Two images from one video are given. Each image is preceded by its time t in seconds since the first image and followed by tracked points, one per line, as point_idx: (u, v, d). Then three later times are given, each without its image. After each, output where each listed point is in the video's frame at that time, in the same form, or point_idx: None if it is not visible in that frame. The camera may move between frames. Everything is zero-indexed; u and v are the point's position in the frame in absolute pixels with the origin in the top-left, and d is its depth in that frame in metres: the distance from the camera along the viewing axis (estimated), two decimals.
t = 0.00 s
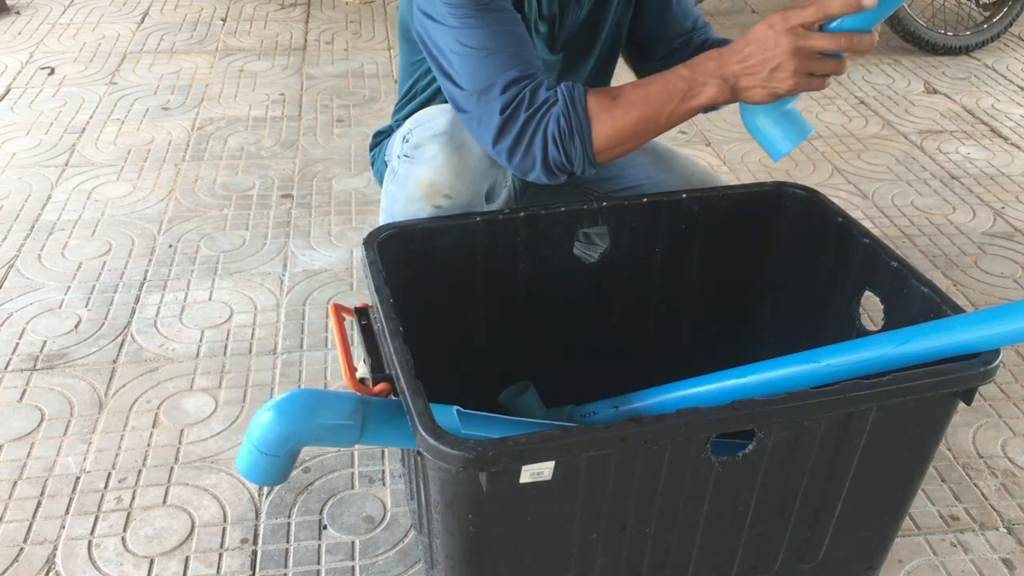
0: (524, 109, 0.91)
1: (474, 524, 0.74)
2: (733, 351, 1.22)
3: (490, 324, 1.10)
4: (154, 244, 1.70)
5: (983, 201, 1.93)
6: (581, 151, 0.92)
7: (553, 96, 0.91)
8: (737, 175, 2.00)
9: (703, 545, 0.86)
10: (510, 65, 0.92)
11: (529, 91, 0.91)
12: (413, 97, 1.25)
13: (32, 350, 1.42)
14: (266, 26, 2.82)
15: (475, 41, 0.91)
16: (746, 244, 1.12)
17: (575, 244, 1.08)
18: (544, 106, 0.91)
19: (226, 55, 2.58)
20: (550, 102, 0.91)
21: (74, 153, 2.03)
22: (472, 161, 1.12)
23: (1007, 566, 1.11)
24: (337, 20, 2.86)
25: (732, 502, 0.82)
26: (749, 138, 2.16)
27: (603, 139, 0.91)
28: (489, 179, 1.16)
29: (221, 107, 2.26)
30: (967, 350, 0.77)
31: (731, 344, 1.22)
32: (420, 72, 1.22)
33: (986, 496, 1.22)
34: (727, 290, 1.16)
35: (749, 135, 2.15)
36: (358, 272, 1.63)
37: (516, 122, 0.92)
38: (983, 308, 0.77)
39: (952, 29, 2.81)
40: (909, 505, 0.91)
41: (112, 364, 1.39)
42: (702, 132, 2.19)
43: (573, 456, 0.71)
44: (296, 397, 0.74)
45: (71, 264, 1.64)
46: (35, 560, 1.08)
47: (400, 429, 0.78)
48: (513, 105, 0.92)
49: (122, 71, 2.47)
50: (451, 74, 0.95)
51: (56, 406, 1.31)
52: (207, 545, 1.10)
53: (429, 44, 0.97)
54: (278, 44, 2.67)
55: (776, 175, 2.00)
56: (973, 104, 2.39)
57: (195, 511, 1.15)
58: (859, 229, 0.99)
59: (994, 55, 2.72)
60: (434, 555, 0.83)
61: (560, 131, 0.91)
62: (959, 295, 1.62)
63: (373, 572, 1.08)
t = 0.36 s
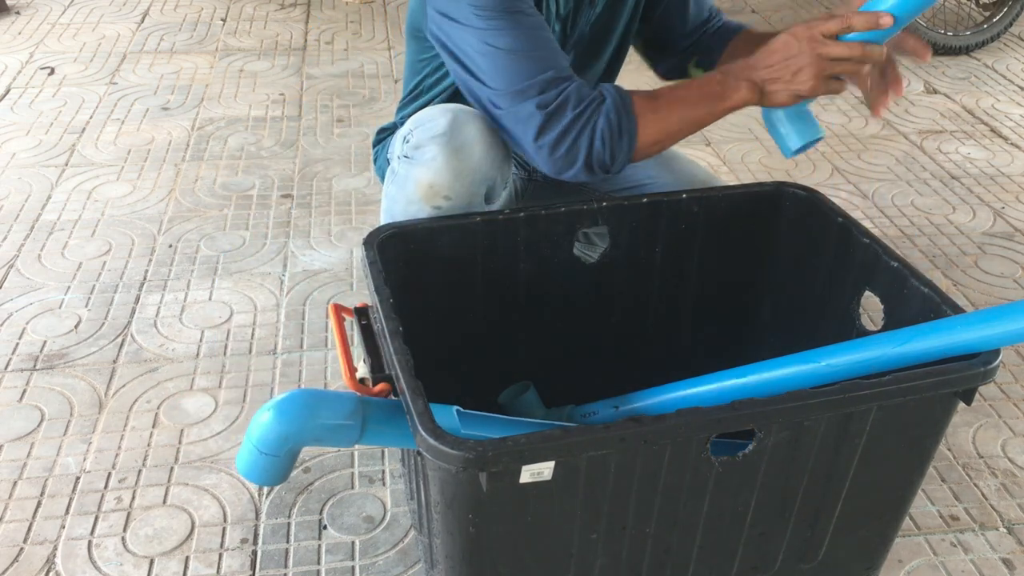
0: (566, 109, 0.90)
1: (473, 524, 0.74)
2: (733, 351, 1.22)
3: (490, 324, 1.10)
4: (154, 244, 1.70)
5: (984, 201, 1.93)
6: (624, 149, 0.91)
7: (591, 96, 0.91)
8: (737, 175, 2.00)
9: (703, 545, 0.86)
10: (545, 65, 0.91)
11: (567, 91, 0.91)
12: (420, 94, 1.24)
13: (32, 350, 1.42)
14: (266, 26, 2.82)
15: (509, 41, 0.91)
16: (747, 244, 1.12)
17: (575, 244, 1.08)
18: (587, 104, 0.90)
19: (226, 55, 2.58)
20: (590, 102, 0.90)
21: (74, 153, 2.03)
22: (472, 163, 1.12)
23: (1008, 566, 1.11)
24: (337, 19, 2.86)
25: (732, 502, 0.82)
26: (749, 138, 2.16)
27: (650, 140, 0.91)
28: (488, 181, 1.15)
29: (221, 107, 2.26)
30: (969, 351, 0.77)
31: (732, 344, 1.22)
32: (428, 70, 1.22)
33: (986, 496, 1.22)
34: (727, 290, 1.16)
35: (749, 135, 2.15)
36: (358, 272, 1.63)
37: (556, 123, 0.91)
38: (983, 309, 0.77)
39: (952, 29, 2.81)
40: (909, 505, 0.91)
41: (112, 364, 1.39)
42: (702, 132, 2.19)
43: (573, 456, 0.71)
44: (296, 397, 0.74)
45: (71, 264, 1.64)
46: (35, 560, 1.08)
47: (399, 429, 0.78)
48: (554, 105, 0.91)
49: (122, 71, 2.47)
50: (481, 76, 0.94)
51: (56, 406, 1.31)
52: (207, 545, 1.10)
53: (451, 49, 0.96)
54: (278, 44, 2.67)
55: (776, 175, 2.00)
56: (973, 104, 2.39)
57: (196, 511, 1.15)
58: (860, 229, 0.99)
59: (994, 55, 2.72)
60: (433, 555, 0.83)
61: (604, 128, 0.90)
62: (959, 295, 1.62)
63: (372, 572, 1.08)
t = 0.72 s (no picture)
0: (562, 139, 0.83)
1: (474, 524, 0.74)
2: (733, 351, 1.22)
3: (489, 324, 1.10)
4: (154, 244, 1.70)
5: (984, 201, 1.93)
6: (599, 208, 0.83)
7: (593, 138, 0.84)
8: (736, 175, 2.00)
9: (703, 545, 0.86)
10: (555, 89, 0.85)
11: (571, 124, 0.84)
12: (421, 91, 1.24)
13: (32, 350, 1.42)
14: (266, 26, 2.82)
15: (523, 53, 0.85)
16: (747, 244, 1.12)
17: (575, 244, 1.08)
18: (582, 146, 0.83)
19: (226, 55, 2.58)
20: (589, 145, 0.83)
21: (74, 153, 2.03)
22: (468, 163, 1.12)
23: (1008, 566, 1.11)
24: (337, 19, 2.86)
25: (732, 502, 0.82)
26: (749, 138, 2.16)
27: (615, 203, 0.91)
28: (485, 182, 1.15)
29: (221, 107, 2.26)
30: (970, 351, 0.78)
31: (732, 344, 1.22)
32: (430, 68, 1.22)
33: (986, 496, 1.22)
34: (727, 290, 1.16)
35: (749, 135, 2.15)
36: (358, 272, 1.63)
37: (547, 152, 0.84)
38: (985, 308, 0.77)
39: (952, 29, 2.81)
40: (909, 505, 0.91)
41: (112, 364, 1.39)
42: (702, 132, 2.19)
43: (573, 456, 0.71)
44: (295, 398, 0.74)
45: (71, 264, 1.64)
46: (35, 560, 1.08)
47: (399, 429, 0.78)
48: (551, 131, 0.84)
49: (122, 71, 2.47)
50: (486, 83, 0.88)
51: (56, 406, 1.31)
52: (207, 545, 1.10)
53: (460, 53, 0.90)
54: (278, 44, 2.67)
55: (776, 175, 2.00)
56: (973, 104, 2.39)
57: (195, 511, 1.15)
58: (861, 230, 0.99)
59: (994, 55, 2.72)
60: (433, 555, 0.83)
61: (586, 182, 0.82)
62: (959, 294, 1.62)
63: (372, 572, 1.08)
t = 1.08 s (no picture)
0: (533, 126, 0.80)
1: (474, 525, 0.74)
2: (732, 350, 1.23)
3: (488, 324, 1.09)
4: (154, 244, 1.70)
5: (984, 201, 1.93)
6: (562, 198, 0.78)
7: (564, 134, 0.80)
8: (737, 175, 2.00)
9: (703, 545, 0.86)
10: (537, 83, 0.81)
11: (543, 117, 0.80)
12: (425, 88, 1.25)
13: (32, 350, 1.42)
14: (266, 26, 2.82)
15: (511, 41, 0.81)
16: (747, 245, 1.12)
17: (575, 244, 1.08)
18: (552, 137, 0.79)
19: (226, 55, 2.58)
20: (556, 135, 0.79)
21: (74, 153, 2.03)
22: (464, 166, 1.13)
23: (1007, 566, 1.11)
24: (337, 19, 2.86)
25: (732, 502, 0.82)
26: (749, 138, 2.16)
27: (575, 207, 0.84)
28: (481, 184, 1.16)
29: (221, 107, 2.26)
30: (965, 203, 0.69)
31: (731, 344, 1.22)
32: (435, 64, 1.22)
33: (986, 496, 1.22)
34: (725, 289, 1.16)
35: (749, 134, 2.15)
36: (358, 272, 1.63)
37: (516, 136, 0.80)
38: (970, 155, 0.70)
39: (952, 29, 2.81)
40: (909, 505, 0.91)
41: (112, 364, 1.39)
42: (702, 132, 2.19)
43: (573, 456, 0.71)
44: (293, 398, 0.74)
45: (71, 264, 1.64)
46: (35, 560, 1.08)
47: (399, 429, 0.78)
48: (521, 119, 0.80)
49: (122, 71, 2.47)
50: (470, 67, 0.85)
51: (56, 406, 1.31)
52: (207, 545, 1.10)
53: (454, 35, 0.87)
54: (278, 44, 2.67)
55: (776, 175, 2.00)
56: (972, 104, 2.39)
57: (195, 511, 1.15)
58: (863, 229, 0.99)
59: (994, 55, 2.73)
60: (433, 554, 0.83)
61: (548, 169, 0.78)
62: (959, 294, 1.62)
63: (373, 572, 1.08)
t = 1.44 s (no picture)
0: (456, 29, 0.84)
1: (475, 524, 0.74)
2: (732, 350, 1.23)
3: (487, 324, 1.09)
4: (154, 244, 1.70)
5: (984, 200, 1.93)
6: (469, 92, 0.81)
7: (476, 33, 0.83)
8: (737, 175, 2.00)
9: (703, 544, 0.86)
10: (481, 5, 0.86)
11: (466, 23, 0.84)
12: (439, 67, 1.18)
13: (32, 350, 1.42)
14: (266, 26, 2.82)
15: None
16: (747, 244, 1.12)
17: (575, 244, 1.08)
18: (472, 38, 0.82)
19: (226, 55, 2.58)
20: (468, 34, 0.83)
21: (74, 153, 2.03)
22: (458, 170, 1.12)
23: (1008, 565, 1.11)
24: (337, 19, 2.86)
25: (732, 502, 0.82)
26: (749, 138, 2.16)
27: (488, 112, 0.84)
28: (477, 185, 1.15)
29: (221, 107, 2.26)
30: None
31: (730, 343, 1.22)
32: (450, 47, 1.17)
33: (986, 496, 1.22)
34: (724, 289, 1.16)
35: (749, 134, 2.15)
36: (358, 273, 1.63)
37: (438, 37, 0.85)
38: None
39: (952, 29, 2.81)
40: (909, 505, 0.91)
41: (112, 364, 1.39)
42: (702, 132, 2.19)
43: (573, 456, 0.71)
44: (292, 399, 0.74)
45: (71, 264, 1.64)
46: (35, 560, 1.08)
47: (399, 429, 0.78)
48: (448, 22, 0.85)
49: (122, 71, 2.47)
50: None
51: (56, 406, 1.31)
52: (207, 545, 1.10)
53: None
54: (278, 44, 2.67)
55: (776, 175, 2.00)
56: (973, 104, 2.39)
57: (195, 511, 1.15)
58: (863, 229, 0.99)
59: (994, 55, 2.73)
60: (433, 555, 0.83)
61: (458, 58, 0.82)
62: (959, 295, 1.62)
63: (373, 572, 1.08)
